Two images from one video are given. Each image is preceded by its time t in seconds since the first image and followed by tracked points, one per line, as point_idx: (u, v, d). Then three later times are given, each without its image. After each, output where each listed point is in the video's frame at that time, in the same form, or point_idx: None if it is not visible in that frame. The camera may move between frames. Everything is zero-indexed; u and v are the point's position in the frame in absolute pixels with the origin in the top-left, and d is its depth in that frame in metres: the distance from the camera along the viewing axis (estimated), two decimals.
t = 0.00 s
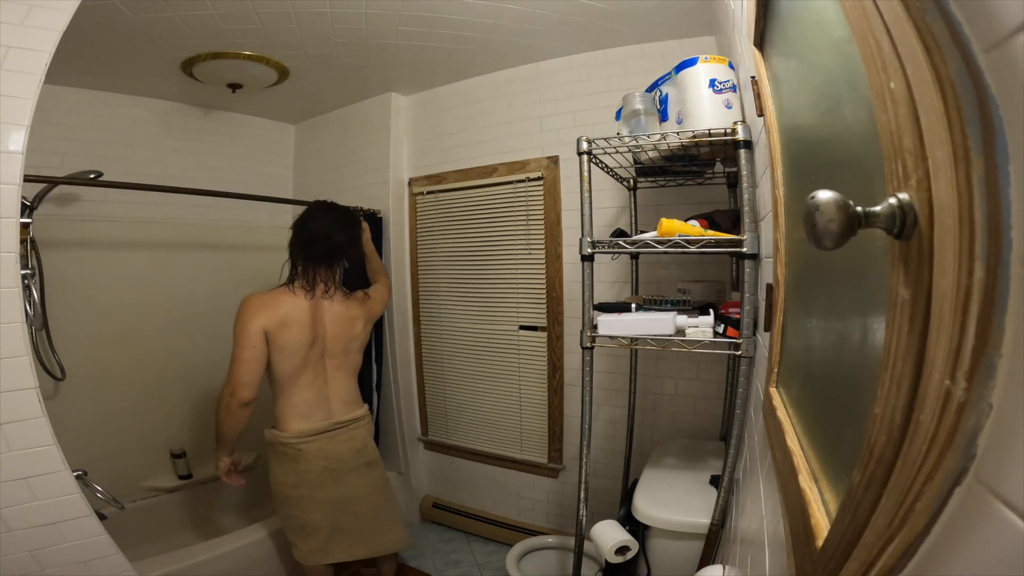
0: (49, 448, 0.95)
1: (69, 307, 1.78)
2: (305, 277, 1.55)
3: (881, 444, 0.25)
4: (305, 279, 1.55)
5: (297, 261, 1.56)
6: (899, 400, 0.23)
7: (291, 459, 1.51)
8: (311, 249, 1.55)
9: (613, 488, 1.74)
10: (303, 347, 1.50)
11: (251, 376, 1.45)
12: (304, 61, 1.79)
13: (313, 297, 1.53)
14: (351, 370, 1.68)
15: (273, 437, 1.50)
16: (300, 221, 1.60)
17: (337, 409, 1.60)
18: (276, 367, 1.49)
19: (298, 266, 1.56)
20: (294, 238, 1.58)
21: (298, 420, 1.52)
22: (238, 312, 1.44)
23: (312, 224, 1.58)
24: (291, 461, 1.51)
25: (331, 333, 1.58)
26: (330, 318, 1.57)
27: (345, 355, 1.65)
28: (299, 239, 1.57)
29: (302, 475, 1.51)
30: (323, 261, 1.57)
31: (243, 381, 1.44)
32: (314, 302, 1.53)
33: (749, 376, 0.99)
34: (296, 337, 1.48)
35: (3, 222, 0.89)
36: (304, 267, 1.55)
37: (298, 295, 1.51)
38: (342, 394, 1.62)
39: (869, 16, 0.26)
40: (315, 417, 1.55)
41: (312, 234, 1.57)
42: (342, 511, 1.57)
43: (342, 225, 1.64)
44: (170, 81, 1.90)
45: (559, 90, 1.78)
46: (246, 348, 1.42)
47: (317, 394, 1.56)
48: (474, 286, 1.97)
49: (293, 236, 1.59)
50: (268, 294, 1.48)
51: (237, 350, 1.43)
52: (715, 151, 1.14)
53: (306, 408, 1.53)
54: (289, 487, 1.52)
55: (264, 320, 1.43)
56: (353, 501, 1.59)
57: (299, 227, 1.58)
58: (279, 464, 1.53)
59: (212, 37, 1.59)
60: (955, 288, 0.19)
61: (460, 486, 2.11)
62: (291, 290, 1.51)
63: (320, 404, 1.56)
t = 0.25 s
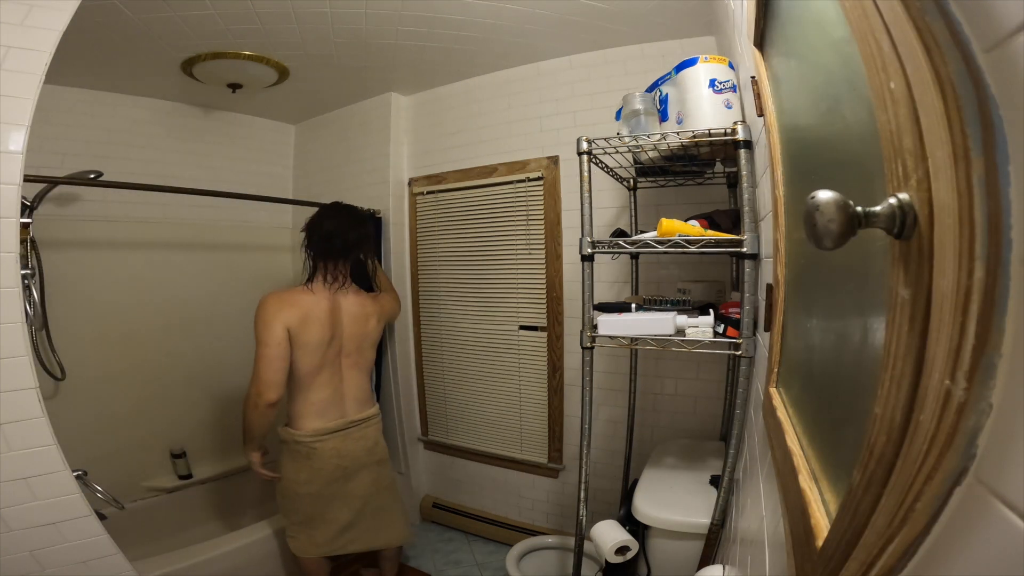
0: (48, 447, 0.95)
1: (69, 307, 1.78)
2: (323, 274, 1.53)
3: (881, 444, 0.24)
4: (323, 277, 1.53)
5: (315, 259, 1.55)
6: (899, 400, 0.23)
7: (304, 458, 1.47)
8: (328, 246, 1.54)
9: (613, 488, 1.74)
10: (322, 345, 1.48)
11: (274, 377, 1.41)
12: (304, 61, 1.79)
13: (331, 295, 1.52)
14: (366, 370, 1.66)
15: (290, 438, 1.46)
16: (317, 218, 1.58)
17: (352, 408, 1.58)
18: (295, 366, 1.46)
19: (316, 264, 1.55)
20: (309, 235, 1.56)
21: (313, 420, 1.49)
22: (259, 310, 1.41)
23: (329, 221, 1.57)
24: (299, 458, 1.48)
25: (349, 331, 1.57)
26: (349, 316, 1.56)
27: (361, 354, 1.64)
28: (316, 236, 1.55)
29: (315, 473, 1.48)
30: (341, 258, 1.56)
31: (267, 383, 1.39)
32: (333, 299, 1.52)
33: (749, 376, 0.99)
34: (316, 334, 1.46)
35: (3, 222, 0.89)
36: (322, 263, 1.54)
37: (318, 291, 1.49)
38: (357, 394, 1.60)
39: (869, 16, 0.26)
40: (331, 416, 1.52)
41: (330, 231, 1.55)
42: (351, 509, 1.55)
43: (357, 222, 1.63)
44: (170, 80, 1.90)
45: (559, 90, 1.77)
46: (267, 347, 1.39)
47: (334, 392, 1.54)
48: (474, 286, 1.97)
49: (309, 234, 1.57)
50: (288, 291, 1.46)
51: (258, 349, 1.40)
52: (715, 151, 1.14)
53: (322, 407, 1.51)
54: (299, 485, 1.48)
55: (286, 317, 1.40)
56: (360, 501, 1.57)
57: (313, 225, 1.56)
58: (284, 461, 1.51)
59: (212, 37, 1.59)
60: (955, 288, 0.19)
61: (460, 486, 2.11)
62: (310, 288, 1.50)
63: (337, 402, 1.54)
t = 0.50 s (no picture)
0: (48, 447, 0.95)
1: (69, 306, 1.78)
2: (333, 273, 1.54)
3: (881, 444, 0.24)
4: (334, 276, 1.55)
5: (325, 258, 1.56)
6: (899, 400, 0.23)
7: (306, 455, 1.49)
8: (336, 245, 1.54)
9: (613, 488, 1.74)
10: (330, 343, 1.49)
11: (282, 372, 1.39)
12: (303, 61, 1.79)
13: (341, 293, 1.54)
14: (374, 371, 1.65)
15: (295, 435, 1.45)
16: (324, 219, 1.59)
17: (357, 408, 1.57)
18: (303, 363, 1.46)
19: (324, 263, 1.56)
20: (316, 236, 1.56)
21: (317, 418, 1.50)
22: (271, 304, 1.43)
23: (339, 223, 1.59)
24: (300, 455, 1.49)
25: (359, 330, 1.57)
26: (359, 315, 1.57)
27: (370, 354, 1.63)
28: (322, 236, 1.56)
29: (316, 471, 1.48)
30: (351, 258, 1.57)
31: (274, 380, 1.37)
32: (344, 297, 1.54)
33: (748, 376, 0.99)
34: (326, 330, 1.47)
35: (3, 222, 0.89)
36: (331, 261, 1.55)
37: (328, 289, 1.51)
38: (363, 394, 1.60)
39: (869, 16, 0.26)
40: (335, 415, 1.52)
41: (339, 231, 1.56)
42: (351, 507, 1.55)
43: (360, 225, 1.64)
44: (170, 80, 1.90)
45: (559, 90, 1.77)
46: (275, 341, 1.39)
47: (340, 391, 1.53)
48: (474, 286, 1.97)
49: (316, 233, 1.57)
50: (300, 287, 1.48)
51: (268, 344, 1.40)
52: (715, 151, 1.14)
53: (327, 406, 1.51)
54: (300, 482, 1.48)
55: (297, 312, 1.42)
56: (359, 501, 1.57)
57: (321, 225, 1.56)
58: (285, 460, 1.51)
59: (212, 37, 1.59)
60: (955, 288, 0.19)
61: (460, 486, 2.11)
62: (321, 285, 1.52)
63: (342, 402, 1.54)
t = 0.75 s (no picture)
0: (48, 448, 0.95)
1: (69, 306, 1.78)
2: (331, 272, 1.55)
3: (881, 444, 0.24)
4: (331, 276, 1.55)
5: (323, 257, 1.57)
6: (899, 400, 0.23)
7: (305, 454, 1.48)
8: (335, 244, 1.55)
9: (613, 488, 1.74)
10: (331, 343, 1.47)
11: (276, 369, 1.39)
12: (303, 61, 1.78)
13: (343, 292, 1.53)
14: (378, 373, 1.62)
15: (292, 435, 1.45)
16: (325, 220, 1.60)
17: (357, 410, 1.55)
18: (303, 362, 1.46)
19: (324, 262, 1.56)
20: (318, 236, 1.58)
21: (316, 419, 1.49)
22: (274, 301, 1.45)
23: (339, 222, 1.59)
24: (300, 455, 1.49)
25: (361, 330, 1.55)
26: (362, 315, 1.55)
27: (374, 356, 1.60)
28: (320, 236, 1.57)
29: (315, 471, 1.48)
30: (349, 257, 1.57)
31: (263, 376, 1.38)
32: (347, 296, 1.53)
33: (749, 376, 0.99)
34: (326, 329, 1.46)
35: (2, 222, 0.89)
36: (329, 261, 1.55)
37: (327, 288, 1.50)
38: (364, 396, 1.57)
39: (869, 16, 0.26)
40: (334, 416, 1.51)
41: (336, 231, 1.57)
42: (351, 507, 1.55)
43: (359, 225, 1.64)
44: (170, 80, 1.90)
45: (559, 90, 1.77)
46: (272, 338, 1.39)
47: (341, 392, 1.51)
48: (474, 286, 1.97)
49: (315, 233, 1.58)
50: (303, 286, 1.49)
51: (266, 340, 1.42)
52: (715, 151, 1.14)
53: (327, 406, 1.49)
54: (300, 482, 1.48)
55: (298, 310, 1.42)
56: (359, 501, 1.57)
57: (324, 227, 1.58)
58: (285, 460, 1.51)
59: (212, 37, 1.59)
60: (955, 288, 0.19)
61: (460, 486, 2.11)
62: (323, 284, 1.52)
63: (342, 402, 1.52)
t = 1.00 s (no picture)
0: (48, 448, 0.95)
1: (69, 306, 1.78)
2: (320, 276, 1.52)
3: (881, 444, 0.24)
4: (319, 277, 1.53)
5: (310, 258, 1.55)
6: (899, 399, 0.23)
7: (301, 457, 1.48)
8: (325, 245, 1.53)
9: (613, 488, 1.74)
10: (325, 343, 1.47)
11: (271, 373, 1.40)
12: (303, 60, 1.78)
13: (334, 292, 1.51)
14: (376, 372, 1.62)
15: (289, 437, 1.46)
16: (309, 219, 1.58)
17: (355, 410, 1.56)
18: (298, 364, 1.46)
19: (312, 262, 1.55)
20: (304, 239, 1.55)
21: (314, 420, 1.49)
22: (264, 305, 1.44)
23: (327, 221, 1.57)
24: (297, 456, 1.49)
25: (355, 330, 1.54)
26: (355, 315, 1.54)
27: (370, 354, 1.60)
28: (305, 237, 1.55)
29: (314, 472, 1.48)
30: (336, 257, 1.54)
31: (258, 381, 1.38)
32: (338, 297, 1.52)
33: (748, 376, 0.99)
34: (320, 330, 1.45)
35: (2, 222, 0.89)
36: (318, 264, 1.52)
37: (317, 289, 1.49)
38: (362, 396, 1.57)
39: (869, 15, 0.26)
40: (332, 418, 1.51)
41: (322, 231, 1.55)
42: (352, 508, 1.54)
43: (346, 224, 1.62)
44: (170, 80, 1.90)
45: (559, 90, 1.77)
46: (265, 343, 1.39)
47: (338, 393, 1.51)
48: (474, 286, 1.97)
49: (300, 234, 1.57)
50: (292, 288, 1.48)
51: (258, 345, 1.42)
52: (715, 151, 1.15)
53: (324, 408, 1.49)
54: (300, 482, 1.49)
55: (289, 312, 1.42)
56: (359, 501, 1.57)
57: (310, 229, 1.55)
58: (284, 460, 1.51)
59: (212, 37, 1.59)
60: (955, 288, 0.19)
61: (460, 486, 2.11)
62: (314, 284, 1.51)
63: (339, 403, 1.52)
